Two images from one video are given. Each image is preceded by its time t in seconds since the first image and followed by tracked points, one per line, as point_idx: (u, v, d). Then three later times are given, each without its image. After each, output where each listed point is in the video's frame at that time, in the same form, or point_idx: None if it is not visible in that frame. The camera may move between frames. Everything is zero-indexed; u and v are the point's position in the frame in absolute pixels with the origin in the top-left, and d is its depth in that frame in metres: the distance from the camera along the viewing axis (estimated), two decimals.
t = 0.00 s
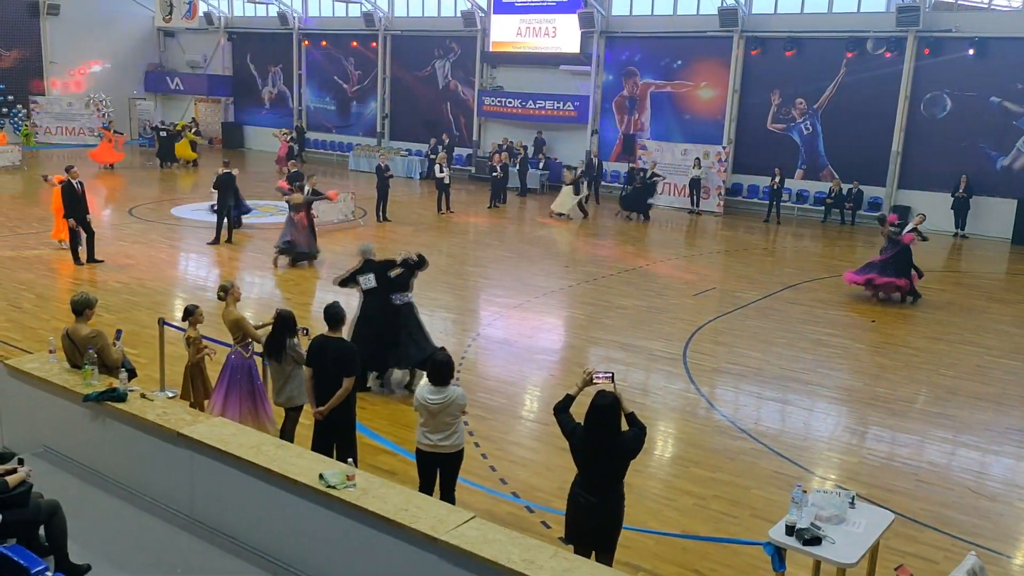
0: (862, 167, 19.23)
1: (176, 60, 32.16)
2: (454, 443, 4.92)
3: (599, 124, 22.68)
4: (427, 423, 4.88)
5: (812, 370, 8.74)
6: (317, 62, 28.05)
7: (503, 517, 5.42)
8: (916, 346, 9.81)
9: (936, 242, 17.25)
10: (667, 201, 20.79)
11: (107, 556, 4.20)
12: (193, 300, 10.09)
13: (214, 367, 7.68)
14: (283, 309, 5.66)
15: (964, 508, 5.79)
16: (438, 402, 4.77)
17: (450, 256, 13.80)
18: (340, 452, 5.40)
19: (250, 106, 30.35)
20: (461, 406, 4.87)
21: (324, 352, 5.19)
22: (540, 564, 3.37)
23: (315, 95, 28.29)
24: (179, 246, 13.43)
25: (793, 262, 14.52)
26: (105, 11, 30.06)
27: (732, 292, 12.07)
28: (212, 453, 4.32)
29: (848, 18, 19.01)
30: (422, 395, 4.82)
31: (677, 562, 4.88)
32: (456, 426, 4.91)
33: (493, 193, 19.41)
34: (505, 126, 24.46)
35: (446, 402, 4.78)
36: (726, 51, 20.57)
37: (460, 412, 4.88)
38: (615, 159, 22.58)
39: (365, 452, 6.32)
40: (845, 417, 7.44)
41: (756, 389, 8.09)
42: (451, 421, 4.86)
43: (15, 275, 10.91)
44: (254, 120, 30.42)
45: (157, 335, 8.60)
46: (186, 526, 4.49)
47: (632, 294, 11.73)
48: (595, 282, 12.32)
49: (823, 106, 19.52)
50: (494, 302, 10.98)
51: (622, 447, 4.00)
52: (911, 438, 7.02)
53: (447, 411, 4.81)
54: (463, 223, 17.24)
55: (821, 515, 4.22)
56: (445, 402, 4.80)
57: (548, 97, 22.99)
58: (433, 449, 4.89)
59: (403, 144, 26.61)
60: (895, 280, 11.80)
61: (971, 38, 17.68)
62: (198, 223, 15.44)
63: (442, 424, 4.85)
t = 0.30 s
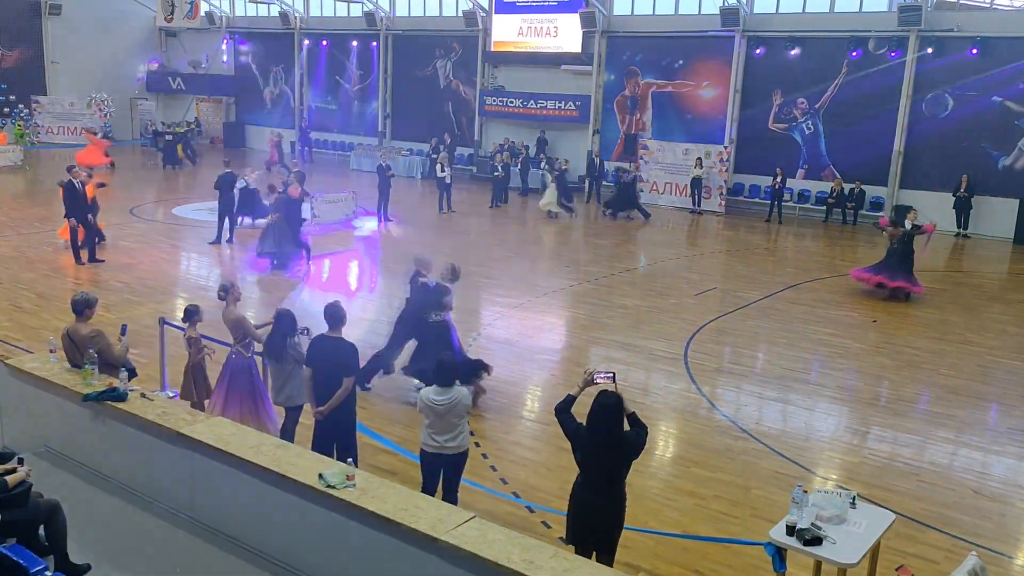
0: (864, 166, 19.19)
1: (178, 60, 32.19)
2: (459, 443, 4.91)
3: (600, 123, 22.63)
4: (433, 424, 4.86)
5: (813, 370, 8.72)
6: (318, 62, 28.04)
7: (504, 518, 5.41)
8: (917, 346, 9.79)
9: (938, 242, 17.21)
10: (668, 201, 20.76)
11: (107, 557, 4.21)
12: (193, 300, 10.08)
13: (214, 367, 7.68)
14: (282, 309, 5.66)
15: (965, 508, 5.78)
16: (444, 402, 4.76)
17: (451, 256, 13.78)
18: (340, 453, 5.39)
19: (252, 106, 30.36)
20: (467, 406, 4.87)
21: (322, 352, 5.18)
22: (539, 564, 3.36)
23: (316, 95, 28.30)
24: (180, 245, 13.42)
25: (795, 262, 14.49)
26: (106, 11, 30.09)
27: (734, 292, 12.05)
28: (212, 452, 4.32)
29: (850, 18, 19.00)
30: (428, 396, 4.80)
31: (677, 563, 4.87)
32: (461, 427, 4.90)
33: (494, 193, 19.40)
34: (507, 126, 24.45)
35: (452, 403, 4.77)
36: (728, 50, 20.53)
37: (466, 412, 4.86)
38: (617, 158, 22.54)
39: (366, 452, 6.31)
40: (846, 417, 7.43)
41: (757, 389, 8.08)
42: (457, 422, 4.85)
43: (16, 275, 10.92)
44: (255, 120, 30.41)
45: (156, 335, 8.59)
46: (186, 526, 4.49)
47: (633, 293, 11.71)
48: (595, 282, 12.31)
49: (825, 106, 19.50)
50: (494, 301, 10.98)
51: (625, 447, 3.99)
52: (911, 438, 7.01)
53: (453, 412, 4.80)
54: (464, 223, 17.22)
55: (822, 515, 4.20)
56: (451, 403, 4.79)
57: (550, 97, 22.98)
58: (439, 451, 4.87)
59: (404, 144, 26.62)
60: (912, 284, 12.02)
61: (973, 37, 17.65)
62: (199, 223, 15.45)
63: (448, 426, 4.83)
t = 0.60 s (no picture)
0: (865, 165, 19.17)
1: (178, 60, 32.21)
2: (463, 445, 4.89)
3: (601, 123, 22.63)
4: (436, 425, 4.84)
5: (814, 370, 8.70)
6: (319, 62, 28.04)
7: (504, 518, 5.40)
8: (918, 346, 9.78)
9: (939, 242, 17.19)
10: (669, 201, 20.73)
11: (106, 557, 4.19)
12: (194, 300, 10.07)
13: (214, 367, 7.67)
14: (283, 309, 5.64)
15: (966, 508, 5.76)
16: (447, 403, 4.75)
17: (451, 256, 13.76)
18: (340, 454, 5.38)
19: (252, 105, 30.36)
20: (470, 407, 4.85)
21: (324, 352, 5.15)
22: (539, 565, 3.34)
23: (316, 95, 28.30)
24: (180, 245, 13.42)
25: (796, 262, 14.47)
26: (107, 11, 30.09)
27: (734, 292, 12.03)
28: (210, 453, 4.30)
29: (851, 17, 18.98)
30: (430, 397, 4.78)
31: (677, 564, 4.86)
32: (463, 428, 4.88)
33: (495, 192, 19.39)
34: (507, 125, 24.44)
35: (456, 404, 4.76)
36: (729, 50, 20.52)
37: (468, 414, 4.85)
38: (618, 158, 22.53)
39: (366, 452, 6.30)
40: (847, 417, 7.41)
41: (758, 389, 8.06)
42: (460, 423, 4.83)
43: (16, 274, 10.92)
44: (256, 119, 30.40)
45: (156, 335, 8.58)
46: (185, 526, 4.47)
47: (633, 293, 11.70)
48: (596, 282, 12.30)
49: (826, 105, 19.48)
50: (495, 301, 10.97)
51: (625, 447, 3.97)
52: (912, 438, 6.99)
53: (457, 413, 4.78)
54: (465, 223, 17.20)
55: (822, 515, 4.19)
56: (455, 404, 4.77)
57: (551, 96, 22.98)
58: (442, 452, 4.85)
59: (404, 143, 26.62)
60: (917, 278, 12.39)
61: (974, 37, 17.64)
62: (200, 223, 15.45)
63: (451, 426, 4.81)
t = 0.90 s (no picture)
0: (866, 165, 19.15)
1: (178, 60, 32.19)
2: (464, 444, 4.89)
3: (601, 122, 22.62)
4: (436, 425, 4.83)
5: (815, 370, 8.69)
6: (319, 61, 28.03)
7: (504, 518, 5.39)
8: (919, 345, 9.77)
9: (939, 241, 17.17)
10: (669, 201, 20.71)
11: (105, 557, 4.18)
12: (193, 299, 10.06)
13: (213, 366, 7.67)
14: (282, 308, 5.63)
15: (966, 508, 5.75)
16: (448, 403, 4.74)
17: (451, 255, 13.74)
18: (339, 453, 5.37)
19: (252, 105, 30.34)
20: (470, 406, 4.85)
21: (323, 351, 5.15)
22: (537, 565, 3.34)
23: (316, 95, 28.29)
24: (179, 245, 13.41)
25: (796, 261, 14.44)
26: (107, 10, 30.07)
27: (734, 292, 12.02)
28: (209, 452, 4.30)
29: (851, 16, 18.97)
30: (431, 397, 4.77)
31: (678, 564, 4.85)
32: (464, 428, 4.88)
33: (495, 192, 19.37)
34: (507, 124, 24.42)
35: (456, 403, 4.75)
36: (729, 49, 20.51)
37: (469, 413, 4.84)
38: (618, 157, 22.52)
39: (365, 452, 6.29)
40: (847, 417, 7.40)
41: (758, 389, 8.05)
42: (461, 423, 4.83)
43: (15, 274, 10.91)
44: (256, 118, 30.38)
45: (154, 334, 8.57)
46: (184, 526, 4.46)
47: (633, 293, 11.68)
48: (596, 282, 12.28)
49: (826, 105, 19.46)
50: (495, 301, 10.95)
51: (624, 447, 3.97)
52: (912, 438, 6.98)
53: (457, 412, 4.78)
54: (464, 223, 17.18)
55: (822, 515, 4.18)
56: (456, 403, 4.77)
57: (551, 96, 22.97)
58: (442, 452, 4.85)
59: (403, 142, 26.62)
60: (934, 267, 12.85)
61: (974, 36, 17.64)
62: (199, 222, 15.43)
63: (452, 426, 4.81)
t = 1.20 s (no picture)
0: (866, 164, 19.14)
1: (178, 60, 32.18)
2: (462, 444, 4.89)
3: (601, 122, 22.61)
4: (434, 425, 4.82)
5: (814, 369, 8.68)
6: (319, 60, 28.03)
7: (503, 518, 5.38)
8: (919, 345, 9.76)
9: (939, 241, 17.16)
10: (669, 200, 20.70)
11: (104, 557, 4.18)
12: (193, 299, 10.06)
13: (212, 366, 7.66)
14: (282, 307, 5.63)
15: (966, 508, 5.74)
16: (446, 402, 4.74)
17: (451, 255, 13.73)
18: (338, 452, 5.37)
19: (252, 104, 30.33)
20: (469, 406, 4.84)
21: (321, 351, 5.15)
22: (536, 564, 3.34)
23: (316, 94, 28.29)
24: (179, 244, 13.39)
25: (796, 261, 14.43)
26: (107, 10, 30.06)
27: (734, 291, 12.00)
28: (207, 452, 4.29)
29: (851, 16, 18.96)
30: (429, 396, 4.77)
31: (677, 563, 4.85)
32: (462, 427, 4.87)
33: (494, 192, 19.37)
34: (507, 124, 24.42)
35: (454, 402, 4.75)
36: (729, 49, 20.50)
37: (467, 412, 4.84)
38: (618, 157, 22.52)
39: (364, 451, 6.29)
40: (846, 417, 7.39)
41: (758, 388, 8.04)
42: (459, 422, 4.82)
43: (15, 274, 10.91)
44: (256, 118, 30.37)
45: (153, 333, 8.56)
46: (182, 525, 4.46)
47: (633, 293, 11.67)
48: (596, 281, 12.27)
49: (826, 104, 19.44)
50: (495, 300, 10.94)
51: (623, 447, 3.96)
52: (911, 437, 6.97)
53: (455, 411, 4.77)
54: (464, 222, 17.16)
55: (821, 515, 4.17)
56: (454, 402, 4.76)
57: (551, 95, 22.96)
58: (441, 451, 4.84)
59: (403, 142, 26.62)
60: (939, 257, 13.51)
61: (974, 35, 17.63)
62: (199, 222, 15.42)
63: (450, 426, 4.80)
